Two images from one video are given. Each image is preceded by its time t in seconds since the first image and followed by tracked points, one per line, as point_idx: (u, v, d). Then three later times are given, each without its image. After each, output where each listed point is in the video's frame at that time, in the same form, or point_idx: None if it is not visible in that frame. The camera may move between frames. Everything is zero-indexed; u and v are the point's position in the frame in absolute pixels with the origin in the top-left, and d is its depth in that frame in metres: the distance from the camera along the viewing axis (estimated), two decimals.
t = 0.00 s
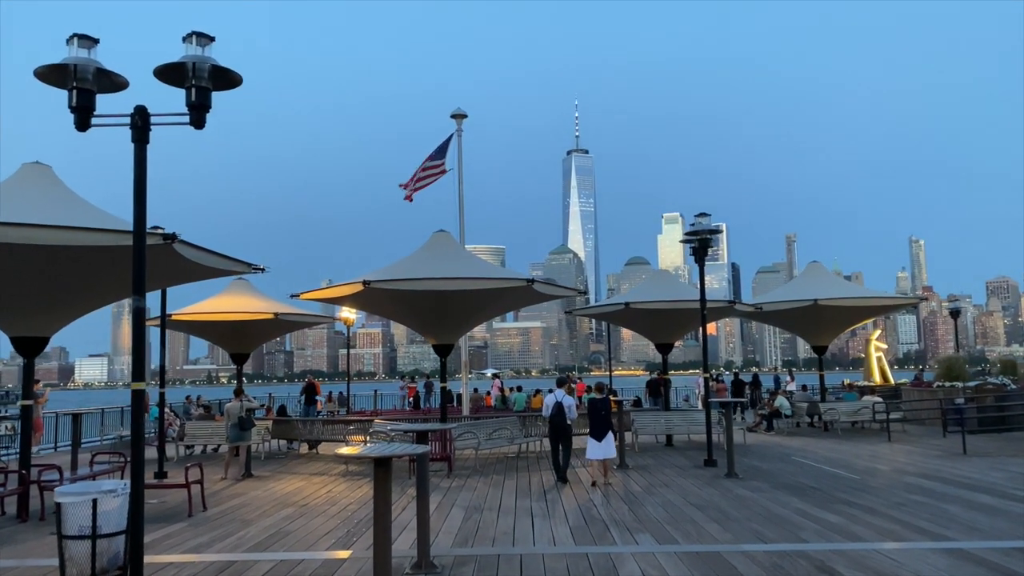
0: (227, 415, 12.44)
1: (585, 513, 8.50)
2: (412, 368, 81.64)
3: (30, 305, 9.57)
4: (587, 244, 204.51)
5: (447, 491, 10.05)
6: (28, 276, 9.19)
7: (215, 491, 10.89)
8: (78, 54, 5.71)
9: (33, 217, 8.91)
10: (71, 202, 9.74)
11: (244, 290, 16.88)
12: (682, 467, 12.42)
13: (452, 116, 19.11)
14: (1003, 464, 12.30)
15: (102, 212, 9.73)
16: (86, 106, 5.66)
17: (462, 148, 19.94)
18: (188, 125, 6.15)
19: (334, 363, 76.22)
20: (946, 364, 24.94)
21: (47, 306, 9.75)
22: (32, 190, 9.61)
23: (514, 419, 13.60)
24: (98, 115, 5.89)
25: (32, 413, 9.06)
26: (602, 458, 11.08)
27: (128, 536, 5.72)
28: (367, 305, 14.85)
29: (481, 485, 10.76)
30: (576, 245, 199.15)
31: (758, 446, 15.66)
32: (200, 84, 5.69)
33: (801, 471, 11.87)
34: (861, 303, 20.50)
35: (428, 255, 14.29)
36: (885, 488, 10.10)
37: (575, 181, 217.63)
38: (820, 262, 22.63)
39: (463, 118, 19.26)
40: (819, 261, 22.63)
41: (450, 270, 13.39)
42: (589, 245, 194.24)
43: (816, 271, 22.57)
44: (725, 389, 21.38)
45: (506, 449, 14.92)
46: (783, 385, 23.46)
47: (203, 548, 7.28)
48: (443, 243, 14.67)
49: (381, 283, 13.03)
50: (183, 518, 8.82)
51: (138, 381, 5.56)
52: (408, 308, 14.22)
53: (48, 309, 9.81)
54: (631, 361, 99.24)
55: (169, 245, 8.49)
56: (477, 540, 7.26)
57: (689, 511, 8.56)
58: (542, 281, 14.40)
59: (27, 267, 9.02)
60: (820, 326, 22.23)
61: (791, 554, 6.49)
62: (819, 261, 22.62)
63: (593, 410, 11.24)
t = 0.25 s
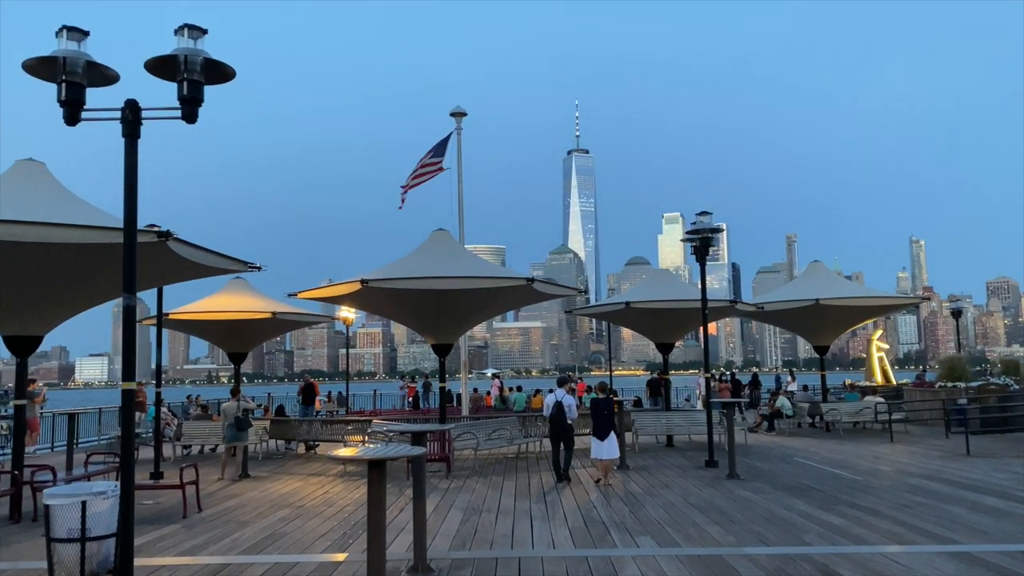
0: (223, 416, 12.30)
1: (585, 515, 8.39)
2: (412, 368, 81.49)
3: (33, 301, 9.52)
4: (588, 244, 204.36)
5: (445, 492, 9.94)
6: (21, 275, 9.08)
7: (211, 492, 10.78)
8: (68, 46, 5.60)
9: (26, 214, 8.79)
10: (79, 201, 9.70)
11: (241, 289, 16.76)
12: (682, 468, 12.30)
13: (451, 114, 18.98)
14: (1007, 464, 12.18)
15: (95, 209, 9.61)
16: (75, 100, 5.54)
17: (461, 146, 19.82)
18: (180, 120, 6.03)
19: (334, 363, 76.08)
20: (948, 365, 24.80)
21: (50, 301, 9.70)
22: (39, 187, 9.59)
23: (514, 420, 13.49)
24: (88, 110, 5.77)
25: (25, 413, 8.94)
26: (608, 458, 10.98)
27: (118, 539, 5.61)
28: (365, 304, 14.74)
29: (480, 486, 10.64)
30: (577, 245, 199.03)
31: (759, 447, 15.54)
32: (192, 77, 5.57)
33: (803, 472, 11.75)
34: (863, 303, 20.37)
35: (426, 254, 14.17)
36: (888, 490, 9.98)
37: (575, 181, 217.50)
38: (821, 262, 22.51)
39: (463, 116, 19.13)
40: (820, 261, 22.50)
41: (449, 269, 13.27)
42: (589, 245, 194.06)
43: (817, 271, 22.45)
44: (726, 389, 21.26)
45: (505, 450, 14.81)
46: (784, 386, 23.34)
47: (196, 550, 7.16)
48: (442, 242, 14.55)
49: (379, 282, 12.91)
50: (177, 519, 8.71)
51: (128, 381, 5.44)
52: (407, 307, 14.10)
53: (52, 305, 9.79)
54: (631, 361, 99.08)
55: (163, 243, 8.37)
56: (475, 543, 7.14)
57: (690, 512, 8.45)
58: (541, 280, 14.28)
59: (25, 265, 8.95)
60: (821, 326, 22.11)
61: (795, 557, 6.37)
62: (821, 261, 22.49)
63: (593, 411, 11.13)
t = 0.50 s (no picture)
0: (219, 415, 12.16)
1: (584, 516, 8.28)
2: (413, 368, 81.38)
3: (31, 300, 9.49)
4: (588, 244, 204.21)
5: (443, 493, 9.83)
6: (13, 272, 8.98)
7: (206, 492, 10.67)
8: (57, 38, 5.49)
9: (19, 210, 8.68)
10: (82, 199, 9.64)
11: (239, 288, 16.65)
12: (683, 469, 12.20)
13: (451, 112, 18.87)
14: (1010, 466, 12.07)
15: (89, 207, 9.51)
16: (64, 92, 5.42)
17: (460, 145, 19.71)
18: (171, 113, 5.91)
19: (334, 362, 75.97)
20: (950, 365, 24.66)
21: (47, 299, 9.65)
22: (42, 185, 9.54)
23: (513, 420, 13.38)
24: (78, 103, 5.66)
25: (17, 412, 8.83)
26: (606, 459, 10.84)
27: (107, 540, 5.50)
28: (364, 302, 14.62)
29: (478, 486, 10.52)
30: (577, 245, 198.85)
31: (760, 447, 15.42)
32: (183, 70, 5.46)
33: (805, 473, 11.63)
34: (865, 302, 20.25)
35: (425, 252, 14.05)
36: (891, 491, 9.87)
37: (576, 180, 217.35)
38: (823, 261, 22.39)
39: (462, 115, 19.00)
40: (822, 260, 22.38)
41: (448, 268, 13.16)
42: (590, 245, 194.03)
43: (818, 270, 22.35)
44: (726, 389, 21.13)
45: (504, 450, 14.69)
46: (786, 385, 23.22)
47: (189, 552, 7.06)
48: (440, 241, 14.44)
49: (377, 281, 12.80)
50: (171, 520, 8.60)
51: (118, 379, 5.32)
52: (405, 306, 13.99)
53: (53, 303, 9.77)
54: (631, 361, 98.93)
55: (157, 239, 8.26)
56: (472, 545, 7.02)
57: (690, 514, 8.34)
58: (541, 279, 14.17)
59: (17, 262, 8.84)
60: (822, 326, 22.00)
61: (796, 560, 6.25)
62: (823, 260, 22.37)
63: (594, 411, 11.04)
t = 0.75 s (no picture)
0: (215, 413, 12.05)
1: (583, 518, 8.16)
2: (413, 368, 81.28)
3: (29, 299, 9.45)
4: (589, 243, 204.05)
5: (440, 494, 9.72)
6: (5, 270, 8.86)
7: (201, 492, 10.56)
8: (43, 29, 5.35)
9: (10, 206, 8.56)
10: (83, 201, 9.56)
11: (236, 287, 16.53)
12: (682, 470, 12.08)
13: (450, 110, 18.73)
14: (1013, 468, 11.94)
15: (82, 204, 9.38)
16: (51, 84, 5.30)
17: (460, 143, 19.58)
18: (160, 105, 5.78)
19: (334, 362, 75.89)
20: (952, 365, 24.50)
21: (44, 298, 9.58)
22: (44, 185, 9.47)
23: (511, 420, 13.26)
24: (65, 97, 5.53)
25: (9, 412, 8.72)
26: (605, 459, 10.72)
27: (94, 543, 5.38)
28: (362, 301, 14.50)
29: (476, 487, 10.41)
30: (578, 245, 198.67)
31: (761, 448, 15.30)
32: (173, 62, 5.34)
33: (807, 475, 11.48)
34: (867, 302, 20.11)
35: (423, 251, 13.92)
36: (893, 493, 9.75)
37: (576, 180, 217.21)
38: (825, 261, 22.24)
39: (462, 113, 18.86)
40: (824, 260, 22.24)
41: (446, 267, 13.04)
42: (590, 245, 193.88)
43: (820, 270, 22.21)
44: (727, 389, 20.99)
45: (503, 451, 14.57)
46: (787, 386, 23.08)
47: (180, 554, 6.94)
48: (439, 239, 14.31)
49: (375, 279, 12.68)
50: (164, 521, 8.49)
51: (105, 378, 5.18)
52: (403, 305, 13.87)
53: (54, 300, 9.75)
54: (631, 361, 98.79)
55: (149, 236, 8.14)
56: (468, 547, 6.90)
57: (690, 516, 8.23)
58: (540, 278, 14.04)
59: (8, 260, 8.72)
60: (824, 326, 21.86)
61: (797, 564, 6.13)
62: (825, 259, 22.23)
63: (595, 411, 10.93)
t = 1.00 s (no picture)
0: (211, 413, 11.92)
1: (582, 521, 8.05)
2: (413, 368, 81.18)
3: (26, 297, 9.41)
4: (590, 244, 203.90)
5: (438, 495, 9.60)
6: None
7: (196, 493, 10.43)
8: (32, 22, 5.25)
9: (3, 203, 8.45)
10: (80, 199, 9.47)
11: (234, 286, 16.41)
12: (683, 472, 11.96)
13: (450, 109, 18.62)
14: (1017, 470, 11.81)
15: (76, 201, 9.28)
16: (38, 79, 5.20)
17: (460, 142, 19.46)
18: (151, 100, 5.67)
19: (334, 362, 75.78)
20: (954, 366, 24.37)
21: (39, 296, 9.52)
22: (40, 183, 9.38)
23: (510, 421, 13.13)
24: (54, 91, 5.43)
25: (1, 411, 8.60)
26: (605, 459, 10.61)
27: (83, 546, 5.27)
28: (360, 300, 14.38)
29: (474, 489, 10.29)
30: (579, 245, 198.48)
31: (762, 450, 15.18)
32: (163, 55, 5.23)
33: (809, 477, 11.34)
34: (869, 303, 19.98)
35: (422, 250, 13.81)
36: (896, 496, 9.63)
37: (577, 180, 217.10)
38: (826, 261, 22.12)
39: (462, 111, 18.75)
40: (826, 260, 22.12)
41: (444, 266, 12.92)
42: (591, 245, 193.78)
43: (821, 270, 22.08)
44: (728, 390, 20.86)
45: (501, 452, 14.44)
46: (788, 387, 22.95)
47: (171, 557, 6.83)
48: (438, 238, 14.20)
49: (373, 278, 12.56)
50: (157, 522, 8.38)
51: (93, 378, 5.06)
52: (401, 304, 13.75)
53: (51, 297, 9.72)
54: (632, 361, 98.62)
55: (142, 234, 8.02)
56: (464, 551, 6.78)
57: (691, 519, 8.11)
58: (540, 278, 13.91)
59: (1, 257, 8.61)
60: (826, 326, 21.74)
61: (800, 569, 6.02)
62: (826, 260, 22.11)
63: (597, 411, 10.81)
